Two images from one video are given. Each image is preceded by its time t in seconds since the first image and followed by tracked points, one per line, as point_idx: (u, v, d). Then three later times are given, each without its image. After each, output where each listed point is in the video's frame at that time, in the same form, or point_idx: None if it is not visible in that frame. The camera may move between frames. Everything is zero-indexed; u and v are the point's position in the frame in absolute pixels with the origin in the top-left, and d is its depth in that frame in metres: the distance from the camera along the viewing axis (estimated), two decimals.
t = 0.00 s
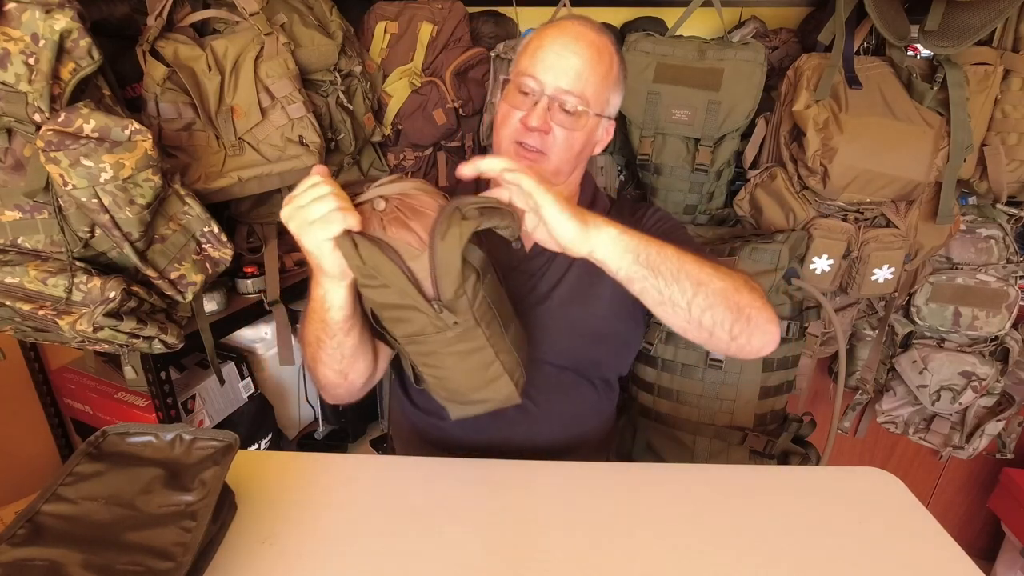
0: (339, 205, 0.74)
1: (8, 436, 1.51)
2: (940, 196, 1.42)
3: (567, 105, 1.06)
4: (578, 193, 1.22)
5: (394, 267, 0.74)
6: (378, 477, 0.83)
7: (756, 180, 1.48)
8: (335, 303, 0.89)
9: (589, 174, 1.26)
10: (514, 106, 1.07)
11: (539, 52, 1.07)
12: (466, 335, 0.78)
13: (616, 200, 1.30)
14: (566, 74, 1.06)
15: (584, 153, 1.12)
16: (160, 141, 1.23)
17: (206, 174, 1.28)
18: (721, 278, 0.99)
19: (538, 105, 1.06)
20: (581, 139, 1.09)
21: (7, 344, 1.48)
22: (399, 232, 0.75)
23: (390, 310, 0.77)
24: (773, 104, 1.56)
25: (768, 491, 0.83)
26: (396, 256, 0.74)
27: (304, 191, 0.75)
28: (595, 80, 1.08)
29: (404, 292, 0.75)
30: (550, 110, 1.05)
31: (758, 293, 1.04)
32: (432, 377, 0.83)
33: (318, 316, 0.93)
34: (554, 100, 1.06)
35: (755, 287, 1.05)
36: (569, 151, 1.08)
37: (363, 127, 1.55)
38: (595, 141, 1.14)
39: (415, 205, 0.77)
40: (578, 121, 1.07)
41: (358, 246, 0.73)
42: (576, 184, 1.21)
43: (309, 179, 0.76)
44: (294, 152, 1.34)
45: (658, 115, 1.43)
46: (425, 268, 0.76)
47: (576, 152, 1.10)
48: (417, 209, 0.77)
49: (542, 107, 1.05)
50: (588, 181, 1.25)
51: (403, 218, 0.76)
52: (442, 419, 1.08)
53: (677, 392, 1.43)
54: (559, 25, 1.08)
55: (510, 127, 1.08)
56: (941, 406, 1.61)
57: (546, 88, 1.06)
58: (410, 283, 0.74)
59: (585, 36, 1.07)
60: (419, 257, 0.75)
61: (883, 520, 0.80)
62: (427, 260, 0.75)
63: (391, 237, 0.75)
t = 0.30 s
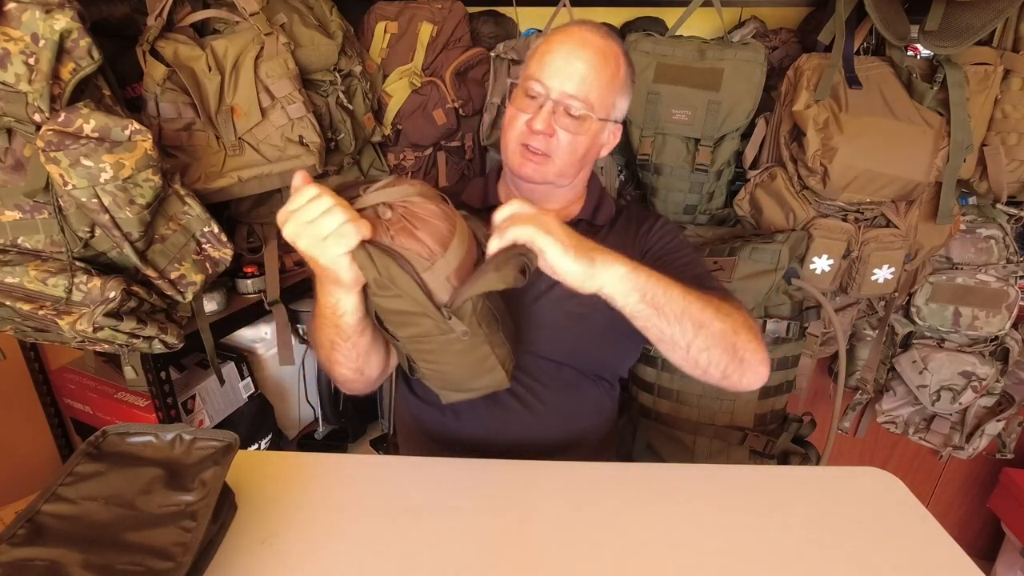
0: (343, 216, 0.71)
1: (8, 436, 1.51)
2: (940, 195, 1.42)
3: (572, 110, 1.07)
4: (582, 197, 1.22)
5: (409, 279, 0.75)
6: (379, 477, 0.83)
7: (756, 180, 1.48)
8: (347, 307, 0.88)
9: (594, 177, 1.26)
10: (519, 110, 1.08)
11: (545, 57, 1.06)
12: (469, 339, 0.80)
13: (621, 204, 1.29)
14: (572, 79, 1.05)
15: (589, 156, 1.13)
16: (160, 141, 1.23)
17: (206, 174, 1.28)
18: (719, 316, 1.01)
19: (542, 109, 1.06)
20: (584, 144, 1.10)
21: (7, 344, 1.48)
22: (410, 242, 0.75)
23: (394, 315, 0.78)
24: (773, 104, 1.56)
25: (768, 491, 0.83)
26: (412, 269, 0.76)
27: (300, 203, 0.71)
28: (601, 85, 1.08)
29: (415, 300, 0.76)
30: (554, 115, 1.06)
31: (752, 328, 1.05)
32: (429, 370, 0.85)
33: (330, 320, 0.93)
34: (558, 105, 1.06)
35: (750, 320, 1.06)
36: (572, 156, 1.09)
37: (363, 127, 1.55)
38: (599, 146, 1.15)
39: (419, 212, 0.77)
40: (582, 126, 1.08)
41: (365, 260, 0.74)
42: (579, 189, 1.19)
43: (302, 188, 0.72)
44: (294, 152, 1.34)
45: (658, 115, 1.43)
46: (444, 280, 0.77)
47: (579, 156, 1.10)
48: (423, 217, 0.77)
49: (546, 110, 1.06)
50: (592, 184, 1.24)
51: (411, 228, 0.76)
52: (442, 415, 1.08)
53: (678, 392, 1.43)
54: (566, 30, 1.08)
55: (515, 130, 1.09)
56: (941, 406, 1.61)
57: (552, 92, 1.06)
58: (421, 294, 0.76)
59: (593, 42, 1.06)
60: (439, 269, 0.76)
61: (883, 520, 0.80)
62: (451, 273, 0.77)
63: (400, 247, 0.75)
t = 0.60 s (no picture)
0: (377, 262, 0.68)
1: (8, 436, 1.51)
2: (940, 195, 1.42)
3: (579, 119, 1.06)
4: (586, 200, 1.21)
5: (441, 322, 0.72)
6: (379, 477, 0.83)
7: (756, 180, 1.48)
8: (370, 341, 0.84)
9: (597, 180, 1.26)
10: (526, 117, 1.08)
11: (553, 64, 1.05)
12: (492, 368, 0.77)
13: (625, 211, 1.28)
14: (580, 88, 1.05)
15: (594, 163, 1.14)
16: (160, 141, 1.23)
17: (206, 174, 1.28)
18: (699, 360, 1.01)
19: (550, 118, 1.06)
20: (590, 153, 1.10)
21: (7, 344, 1.48)
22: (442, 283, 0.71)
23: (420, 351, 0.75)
24: (773, 104, 1.56)
25: (768, 491, 0.83)
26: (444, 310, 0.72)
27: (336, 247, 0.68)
28: (608, 94, 1.07)
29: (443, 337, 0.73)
30: (562, 124, 1.06)
31: (733, 372, 1.06)
32: (445, 397, 0.82)
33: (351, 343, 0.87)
34: (566, 114, 1.06)
35: (733, 359, 1.08)
36: (578, 164, 1.09)
37: (364, 127, 1.55)
38: (604, 153, 1.15)
39: (449, 251, 0.72)
40: (589, 135, 1.08)
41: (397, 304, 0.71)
42: (583, 193, 1.19)
43: (335, 232, 0.68)
44: (294, 152, 1.34)
45: (658, 115, 1.43)
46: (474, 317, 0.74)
47: (585, 164, 1.11)
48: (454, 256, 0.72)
49: (554, 120, 1.06)
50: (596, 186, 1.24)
51: (442, 269, 0.72)
52: (444, 416, 1.08)
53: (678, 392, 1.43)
54: (573, 36, 1.06)
55: (522, 137, 1.09)
56: (941, 406, 1.61)
57: (559, 100, 1.06)
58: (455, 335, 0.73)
59: (601, 50, 1.05)
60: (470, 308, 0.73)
61: (883, 520, 0.79)
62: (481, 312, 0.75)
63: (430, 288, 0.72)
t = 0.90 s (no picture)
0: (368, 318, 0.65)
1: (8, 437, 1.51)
2: (940, 195, 1.42)
3: (582, 128, 1.06)
4: (587, 202, 1.21)
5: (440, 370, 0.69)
6: (379, 477, 0.83)
7: (756, 180, 1.48)
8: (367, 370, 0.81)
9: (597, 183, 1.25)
10: (528, 124, 1.07)
11: (556, 73, 1.05)
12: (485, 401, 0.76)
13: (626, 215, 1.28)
14: (583, 98, 1.04)
15: (595, 169, 1.14)
16: (160, 141, 1.23)
17: (206, 174, 1.28)
18: (679, 386, 1.04)
19: (553, 127, 1.06)
20: (592, 161, 1.10)
21: (7, 344, 1.48)
22: (439, 330, 0.67)
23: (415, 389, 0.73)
24: (773, 104, 1.56)
25: (768, 491, 0.83)
26: (441, 358, 0.69)
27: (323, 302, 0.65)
28: (611, 103, 1.07)
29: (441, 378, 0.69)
30: (565, 133, 1.06)
31: (708, 394, 1.09)
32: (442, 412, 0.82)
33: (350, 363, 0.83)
34: (569, 124, 1.06)
35: (712, 381, 1.11)
36: (579, 173, 1.10)
37: (364, 127, 1.55)
38: (605, 159, 1.15)
39: (446, 294, 0.68)
40: (591, 145, 1.08)
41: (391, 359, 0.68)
42: (584, 197, 1.19)
43: (329, 288, 0.65)
44: (294, 152, 1.34)
45: (658, 115, 1.43)
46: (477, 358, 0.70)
47: (587, 172, 1.11)
48: (451, 301, 0.68)
49: (557, 129, 1.05)
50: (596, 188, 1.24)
51: (438, 317, 0.67)
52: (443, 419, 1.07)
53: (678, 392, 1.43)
54: (576, 44, 1.05)
55: (525, 145, 1.08)
56: (941, 406, 1.61)
57: (562, 109, 1.05)
58: (455, 375, 0.70)
59: (604, 58, 1.05)
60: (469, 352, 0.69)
61: (883, 520, 0.80)
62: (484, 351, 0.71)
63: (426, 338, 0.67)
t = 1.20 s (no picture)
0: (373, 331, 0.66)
1: (8, 436, 1.51)
2: (940, 196, 1.42)
3: (584, 127, 1.06)
4: (588, 202, 1.21)
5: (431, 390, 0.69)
6: (378, 478, 0.83)
7: (756, 180, 1.48)
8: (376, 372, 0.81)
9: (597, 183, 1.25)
10: (530, 124, 1.07)
11: (557, 72, 1.05)
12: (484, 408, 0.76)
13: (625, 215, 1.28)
14: (586, 96, 1.04)
15: (598, 167, 1.14)
16: (160, 141, 1.23)
17: (206, 174, 1.28)
18: (666, 386, 1.03)
19: (555, 126, 1.06)
20: (595, 159, 1.10)
21: (7, 343, 1.48)
22: (442, 348, 0.66)
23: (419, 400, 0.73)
24: (773, 103, 1.56)
25: (768, 491, 0.83)
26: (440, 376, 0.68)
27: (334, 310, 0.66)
28: (613, 101, 1.07)
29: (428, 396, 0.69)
30: (568, 132, 1.06)
31: (698, 397, 1.09)
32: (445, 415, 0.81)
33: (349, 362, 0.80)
34: (571, 122, 1.06)
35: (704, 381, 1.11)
36: (582, 171, 1.10)
37: (364, 127, 1.55)
38: (607, 158, 1.15)
39: (455, 311, 0.66)
40: (594, 143, 1.08)
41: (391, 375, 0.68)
42: (585, 196, 1.19)
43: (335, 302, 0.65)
44: (294, 152, 1.34)
45: (658, 116, 1.43)
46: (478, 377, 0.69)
47: (590, 170, 1.11)
48: (458, 318, 0.66)
49: (559, 128, 1.05)
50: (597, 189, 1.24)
51: (443, 335, 0.66)
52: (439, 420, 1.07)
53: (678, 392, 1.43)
54: (576, 42, 1.05)
55: (527, 144, 1.08)
56: (941, 406, 1.61)
57: (564, 108, 1.05)
58: (450, 391, 0.70)
59: (605, 55, 1.05)
60: (470, 372, 0.68)
61: (883, 520, 0.79)
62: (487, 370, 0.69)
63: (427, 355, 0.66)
